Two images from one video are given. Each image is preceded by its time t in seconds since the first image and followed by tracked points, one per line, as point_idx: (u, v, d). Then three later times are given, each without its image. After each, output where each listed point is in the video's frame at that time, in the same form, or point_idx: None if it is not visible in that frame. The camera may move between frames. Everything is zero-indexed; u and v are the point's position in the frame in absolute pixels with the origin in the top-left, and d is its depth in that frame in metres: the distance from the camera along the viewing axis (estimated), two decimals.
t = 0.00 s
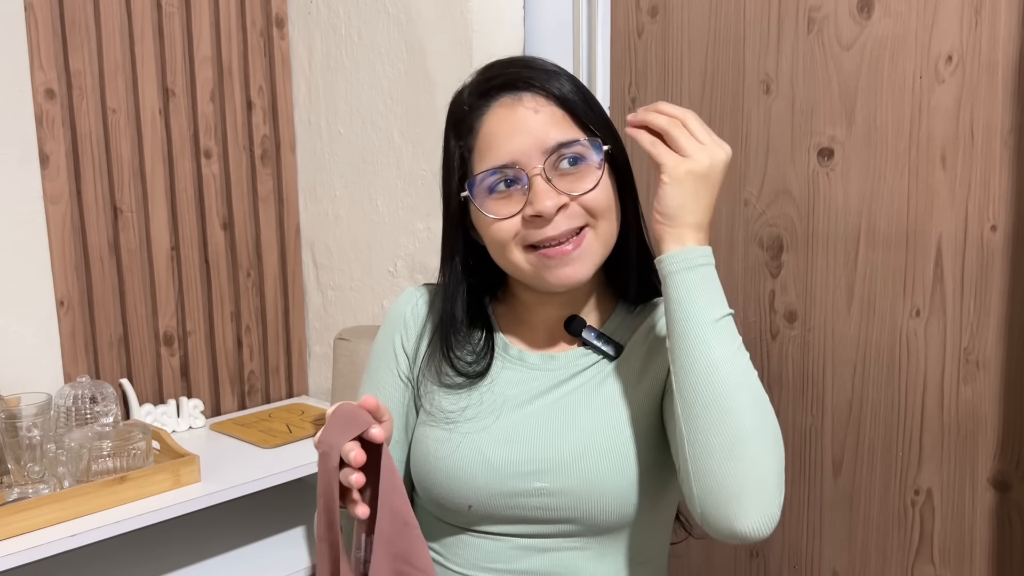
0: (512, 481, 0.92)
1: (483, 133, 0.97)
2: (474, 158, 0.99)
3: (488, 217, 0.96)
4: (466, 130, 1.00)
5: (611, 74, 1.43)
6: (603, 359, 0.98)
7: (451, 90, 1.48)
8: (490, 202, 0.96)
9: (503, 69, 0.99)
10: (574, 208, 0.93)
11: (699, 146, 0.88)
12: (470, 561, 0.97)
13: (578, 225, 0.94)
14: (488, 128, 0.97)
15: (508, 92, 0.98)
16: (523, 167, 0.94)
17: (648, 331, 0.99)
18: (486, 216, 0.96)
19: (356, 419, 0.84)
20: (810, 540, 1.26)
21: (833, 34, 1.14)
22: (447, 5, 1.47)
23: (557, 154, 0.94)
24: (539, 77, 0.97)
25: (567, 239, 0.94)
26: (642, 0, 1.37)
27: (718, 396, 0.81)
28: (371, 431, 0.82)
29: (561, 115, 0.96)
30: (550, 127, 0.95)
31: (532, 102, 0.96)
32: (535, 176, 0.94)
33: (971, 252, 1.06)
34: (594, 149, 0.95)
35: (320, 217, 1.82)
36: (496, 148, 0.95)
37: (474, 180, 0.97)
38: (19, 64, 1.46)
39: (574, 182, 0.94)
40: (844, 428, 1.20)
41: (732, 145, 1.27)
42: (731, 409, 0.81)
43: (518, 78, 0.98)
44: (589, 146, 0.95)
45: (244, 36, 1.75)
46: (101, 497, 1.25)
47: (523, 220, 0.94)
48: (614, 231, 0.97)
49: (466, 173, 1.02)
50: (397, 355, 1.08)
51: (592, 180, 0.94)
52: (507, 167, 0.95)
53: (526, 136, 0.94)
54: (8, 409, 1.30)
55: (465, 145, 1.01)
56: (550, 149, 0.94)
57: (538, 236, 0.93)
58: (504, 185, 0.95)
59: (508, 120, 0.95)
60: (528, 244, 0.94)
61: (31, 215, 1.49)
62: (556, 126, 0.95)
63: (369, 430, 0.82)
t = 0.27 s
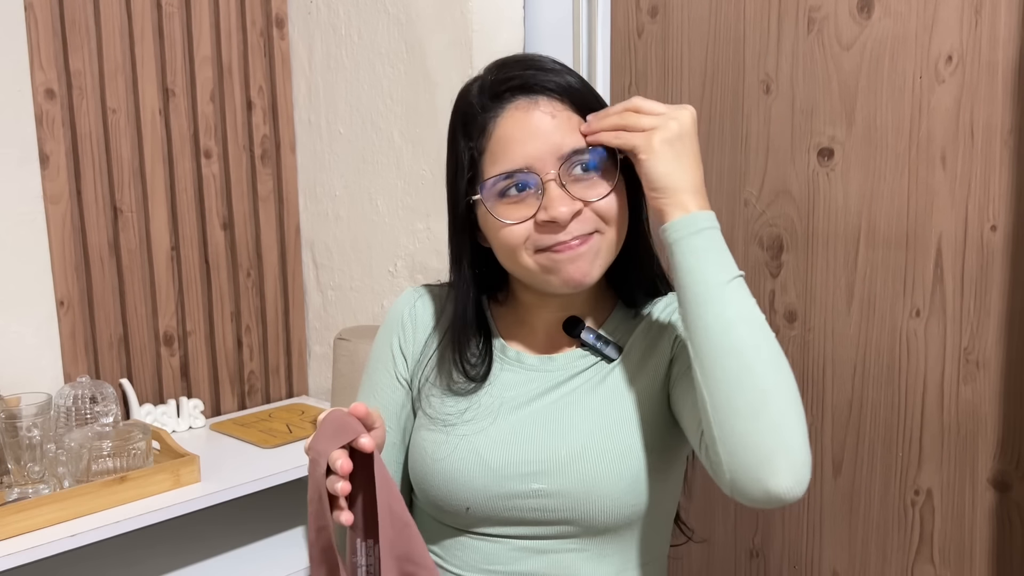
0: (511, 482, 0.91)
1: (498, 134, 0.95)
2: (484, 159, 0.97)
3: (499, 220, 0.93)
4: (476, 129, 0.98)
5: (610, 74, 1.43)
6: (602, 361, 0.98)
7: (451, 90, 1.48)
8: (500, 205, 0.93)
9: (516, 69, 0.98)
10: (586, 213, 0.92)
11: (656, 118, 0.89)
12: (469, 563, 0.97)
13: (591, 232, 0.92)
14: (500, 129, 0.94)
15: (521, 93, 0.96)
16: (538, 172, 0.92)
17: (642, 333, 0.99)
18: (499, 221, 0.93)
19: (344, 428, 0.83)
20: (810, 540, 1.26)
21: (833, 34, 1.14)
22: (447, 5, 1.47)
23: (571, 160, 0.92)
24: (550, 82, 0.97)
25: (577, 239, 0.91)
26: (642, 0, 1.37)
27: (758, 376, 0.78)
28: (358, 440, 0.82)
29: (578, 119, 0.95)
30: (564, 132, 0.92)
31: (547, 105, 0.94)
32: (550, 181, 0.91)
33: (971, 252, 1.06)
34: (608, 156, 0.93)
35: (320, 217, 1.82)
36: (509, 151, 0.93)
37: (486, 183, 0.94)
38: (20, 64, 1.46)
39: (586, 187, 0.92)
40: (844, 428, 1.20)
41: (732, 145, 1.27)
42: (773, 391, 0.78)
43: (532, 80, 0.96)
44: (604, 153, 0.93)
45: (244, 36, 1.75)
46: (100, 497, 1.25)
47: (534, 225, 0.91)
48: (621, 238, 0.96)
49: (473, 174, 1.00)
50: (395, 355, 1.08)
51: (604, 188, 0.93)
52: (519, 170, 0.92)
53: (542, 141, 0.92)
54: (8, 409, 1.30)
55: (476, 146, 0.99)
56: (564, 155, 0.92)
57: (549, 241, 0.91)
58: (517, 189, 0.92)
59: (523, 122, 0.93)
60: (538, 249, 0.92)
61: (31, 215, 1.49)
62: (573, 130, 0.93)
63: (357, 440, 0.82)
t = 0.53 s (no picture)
0: (510, 482, 0.92)
1: (486, 132, 0.98)
2: (474, 156, 1.00)
3: (490, 215, 0.96)
4: (466, 126, 1.01)
5: (610, 74, 1.43)
6: (598, 359, 0.99)
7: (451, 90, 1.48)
8: (490, 201, 0.96)
9: (508, 66, 1.01)
10: (576, 207, 0.93)
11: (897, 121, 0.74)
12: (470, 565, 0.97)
13: (580, 225, 0.94)
14: (488, 125, 0.98)
15: (510, 90, 0.99)
16: (527, 167, 0.95)
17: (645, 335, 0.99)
18: (489, 216, 0.96)
19: (338, 432, 0.83)
20: (810, 539, 1.26)
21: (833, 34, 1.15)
22: (447, 4, 1.47)
23: (558, 155, 0.94)
24: (541, 74, 0.99)
25: (566, 232, 0.93)
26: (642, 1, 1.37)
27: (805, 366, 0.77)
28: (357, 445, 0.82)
29: (564, 114, 0.98)
30: (552, 127, 0.95)
31: (535, 101, 0.97)
32: (538, 173, 0.94)
33: (971, 252, 1.06)
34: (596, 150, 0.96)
35: (320, 217, 1.82)
36: (498, 147, 0.96)
37: (475, 180, 0.97)
38: (20, 64, 1.46)
39: (574, 182, 0.94)
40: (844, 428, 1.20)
41: (732, 145, 1.27)
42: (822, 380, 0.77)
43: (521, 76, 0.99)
44: (591, 147, 0.96)
45: (244, 36, 1.75)
46: (100, 497, 1.25)
47: (524, 219, 0.94)
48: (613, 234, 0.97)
49: (464, 172, 1.04)
50: (391, 358, 1.09)
51: (594, 181, 0.95)
52: (508, 166, 0.95)
53: (530, 137, 0.95)
54: (8, 409, 1.30)
55: (465, 144, 1.02)
56: (552, 150, 0.94)
57: (539, 234, 0.93)
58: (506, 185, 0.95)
59: (510, 119, 0.96)
60: (529, 241, 0.94)
61: (31, 215, 1.49)
62: (560, 125, 0.96)
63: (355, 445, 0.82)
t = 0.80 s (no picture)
0: (506, 486, 0.92)
1: (466, 141, 0.98)
2: (455, 166, 1.00)
3: (472, 228, 0.97)
4: (446, 136, 1.01)
5: (610, 75, 1.43)
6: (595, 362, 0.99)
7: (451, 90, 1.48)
8: (472, 214, 0.97)
9: (486, 75, 0.99)
10: (558, 220, 0.95)
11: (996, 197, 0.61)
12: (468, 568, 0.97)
13: (562, 237, 0.95)
14: (468, 135, 0.97)
15: (489, 99, 0.98)
16: (507, 179, 0.95)
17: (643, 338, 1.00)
18: (471, 229, 0.97)
19: (321, 437, 0.83)
20: (810, 540, 1.26)
21: (833, 34, 1.14)
22: (447, 4, 1.47)
23: (540, 166, 0.95)
24: (521, 83, 0.98)
25: (547, 245, 0.95)
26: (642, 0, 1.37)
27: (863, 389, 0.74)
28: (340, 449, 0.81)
29: (543, 123, 0.97)
30: (533, 137, 0.95)
31: (515, 111, 0.97)
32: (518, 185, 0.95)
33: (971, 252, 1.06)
34: (576, 159, 0.96)
35: (320, 217, 1.82)
36: (479, 158, 0.97)
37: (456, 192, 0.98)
38: (20, 64, 1.46)
39: (555, 192, 0.95)
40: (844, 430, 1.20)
41: (732, 145, 1.27)
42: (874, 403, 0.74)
43: (501, 85, 0.98)
44: (571, 155, 0.96)
45: (244, 36, 1.75)
46: (100, 497, 1.25)
47: (506, 232, 0.95)
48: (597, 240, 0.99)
49: (447, 179, 1.04)
50: (385, 361, 1.09)
51: (574, 190, 0.95)
52: (491, 177, 0.96)
53: (511, 149, 0.95)
54: (8, 409, 1.30)
55: (446, 153, 1.02)
56: (531, 160, 0.95)
57: (522, 249, 0.95)
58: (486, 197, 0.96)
59: (490, 130, 0.96)
60: (513, 255, 0.96)
61: (31, 215, 1.49)
62: (539, 134, 0.96)
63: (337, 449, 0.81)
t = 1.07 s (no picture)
0: (497, 494, 0.92)
1: (454, 114, 1.01)
2: (444, 138, 1.03)
3: (459, 196, 0.99)
4: (436, 112, 1.05)
5: (610, 74, 1.43)
6: (589, 371, 0.98)
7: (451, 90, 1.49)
8: (460, 183, 0.99)
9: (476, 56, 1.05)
10: (543, 186, 0.96)
11: None
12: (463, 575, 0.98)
13: (548, 205, 0.96)
14: (457, 107, 1.01)
15: (478, 75, 1.03)
16: (494, 146, 0.98)
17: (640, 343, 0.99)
18: (458, 197, 0.99)
19: (303, 454, 0.82)
20: (810, 540, 1.26)
21: (833, 34, 1.14)
22: (447, 4, 1.47)
23: (525, 134, 0.97)
24: (509, 62, 1.03)
25: (533, 210, 0.96)
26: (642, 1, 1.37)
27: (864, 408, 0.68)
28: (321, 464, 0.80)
29: (530, 96, 1.01)
30: (519, 106, 0.99)
31: (502, 84, 1.01)
32: (504, 151, 0.97)
33: (971, 252, 1.06)
34: (562, 130, 0.99)
35: (320, 217, 1.82)
36: (466, 128, 0.99)
37: (441, 160, 1.00)
38: (20, 64, 1.46)
39: (540, 159, 0.97)
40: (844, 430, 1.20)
41: (732, 145, 1.27)
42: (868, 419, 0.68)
43: (490, 63, 1.03)
44: (556, 126, 0.99)
45: (244, 35, 1.75)
46: (100, 497, 1.25)
47: (492, 198, 0.97)
48: (585, 215, 1.00)
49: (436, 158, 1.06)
50: (377, 368, 1.10)
51: (558, 158, 0.98)
52: (477, 146, 0.98)
53: (497, 116, 0.98)
54: (8, 409, 1.30)
55: (436, 129, 1.05)
56: (517, 128, 0.98)
57: (508, 213, 0.95)
58: (473, 165, 0.98)
59: (477, 100, 1.00)
60: (499, 222, 0.96)
61: (31, 215, 1.49)
62: (525, 105, 1.00)
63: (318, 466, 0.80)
